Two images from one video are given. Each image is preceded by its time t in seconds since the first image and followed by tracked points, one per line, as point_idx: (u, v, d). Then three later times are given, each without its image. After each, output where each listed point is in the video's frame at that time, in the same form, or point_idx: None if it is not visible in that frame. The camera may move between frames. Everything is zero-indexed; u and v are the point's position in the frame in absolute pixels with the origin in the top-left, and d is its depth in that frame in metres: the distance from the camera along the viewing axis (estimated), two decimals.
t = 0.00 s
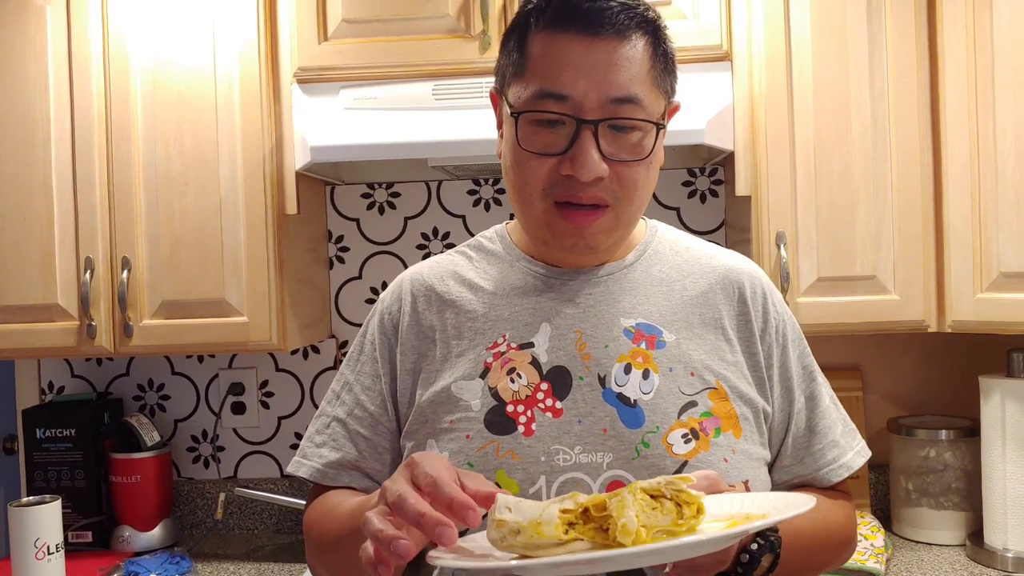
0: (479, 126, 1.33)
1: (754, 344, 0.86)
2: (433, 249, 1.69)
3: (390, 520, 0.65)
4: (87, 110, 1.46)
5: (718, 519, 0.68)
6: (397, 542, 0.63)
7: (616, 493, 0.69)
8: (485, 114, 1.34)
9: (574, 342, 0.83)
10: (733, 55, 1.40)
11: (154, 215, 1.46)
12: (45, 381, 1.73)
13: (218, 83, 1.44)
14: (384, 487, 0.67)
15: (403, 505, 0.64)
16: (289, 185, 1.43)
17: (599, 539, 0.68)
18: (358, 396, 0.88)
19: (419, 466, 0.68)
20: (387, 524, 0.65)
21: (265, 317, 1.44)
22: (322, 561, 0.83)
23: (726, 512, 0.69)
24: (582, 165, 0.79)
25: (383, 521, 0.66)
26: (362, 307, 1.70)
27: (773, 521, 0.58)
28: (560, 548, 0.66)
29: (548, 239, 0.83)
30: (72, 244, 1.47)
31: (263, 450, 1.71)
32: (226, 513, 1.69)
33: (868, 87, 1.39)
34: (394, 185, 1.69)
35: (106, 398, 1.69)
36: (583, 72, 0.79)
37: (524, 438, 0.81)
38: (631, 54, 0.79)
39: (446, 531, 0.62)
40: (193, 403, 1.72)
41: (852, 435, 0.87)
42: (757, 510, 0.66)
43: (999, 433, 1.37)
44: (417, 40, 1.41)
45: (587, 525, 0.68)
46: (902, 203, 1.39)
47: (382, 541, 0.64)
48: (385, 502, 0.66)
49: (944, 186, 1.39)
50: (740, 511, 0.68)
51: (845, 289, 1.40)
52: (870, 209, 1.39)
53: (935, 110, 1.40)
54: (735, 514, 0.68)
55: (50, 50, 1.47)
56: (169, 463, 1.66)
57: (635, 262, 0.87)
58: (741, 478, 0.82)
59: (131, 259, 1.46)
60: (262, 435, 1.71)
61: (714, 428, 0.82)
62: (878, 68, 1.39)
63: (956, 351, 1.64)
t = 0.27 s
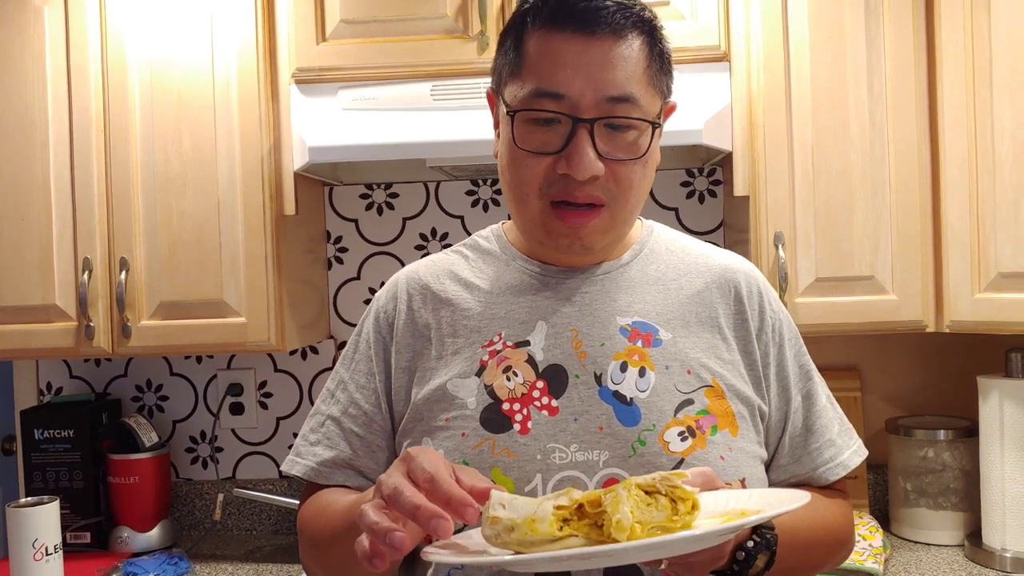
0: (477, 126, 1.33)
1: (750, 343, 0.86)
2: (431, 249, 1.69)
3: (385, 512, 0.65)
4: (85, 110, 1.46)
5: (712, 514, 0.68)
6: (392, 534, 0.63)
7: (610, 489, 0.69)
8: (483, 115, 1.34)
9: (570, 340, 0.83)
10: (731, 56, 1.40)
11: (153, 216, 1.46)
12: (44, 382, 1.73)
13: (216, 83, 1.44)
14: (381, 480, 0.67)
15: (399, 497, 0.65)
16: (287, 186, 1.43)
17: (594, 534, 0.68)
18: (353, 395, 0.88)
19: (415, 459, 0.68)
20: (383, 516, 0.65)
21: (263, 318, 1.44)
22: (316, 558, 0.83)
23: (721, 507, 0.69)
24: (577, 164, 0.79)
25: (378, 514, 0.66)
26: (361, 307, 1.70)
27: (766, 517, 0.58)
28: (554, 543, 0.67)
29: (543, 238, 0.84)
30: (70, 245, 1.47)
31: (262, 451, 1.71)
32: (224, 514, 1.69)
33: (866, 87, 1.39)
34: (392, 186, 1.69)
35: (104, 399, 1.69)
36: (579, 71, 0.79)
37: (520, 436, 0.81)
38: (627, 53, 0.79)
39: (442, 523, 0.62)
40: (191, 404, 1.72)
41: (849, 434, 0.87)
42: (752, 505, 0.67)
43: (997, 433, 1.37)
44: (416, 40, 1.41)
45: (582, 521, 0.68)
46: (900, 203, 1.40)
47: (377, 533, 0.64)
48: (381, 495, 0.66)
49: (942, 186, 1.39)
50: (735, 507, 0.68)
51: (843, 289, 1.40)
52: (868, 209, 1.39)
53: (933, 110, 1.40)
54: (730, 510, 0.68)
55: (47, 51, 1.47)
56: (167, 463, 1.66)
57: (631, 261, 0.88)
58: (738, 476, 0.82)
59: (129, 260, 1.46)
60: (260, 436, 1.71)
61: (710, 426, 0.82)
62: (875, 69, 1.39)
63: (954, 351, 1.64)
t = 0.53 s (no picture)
0: (478, 126, 1.33)
1: (751, 342, 0.86)
2: (432, 249, 1.69)
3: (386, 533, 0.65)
4: (86, 110, 1.46)
5: (718, 524, 0.69)
6: (390, 558, 0.63)
7: (616, 499, 0.70)
8: (484, 114, 1.34)
9: (571, 340, 0.83)
10: (732, 55, 1.39)
11: (154, 215, 1.45)
12: (45, 383, 1.73)
13: (217, 83, 1.44)
14: (384, 497, 0.67)
15: (401, 519, 0.64)
16: (288, 186, 1.43)
17: (599, 545, 0.69)
18: (353, 397, 0.88)
19: (422, 480, 0.67)
20: (383, 538, 0.65)
21: (263, 318, 1.44)
22: (318, 560, 0.83)
23: (726, 515, 0.70)
24: (575, 143, 0.79)
25: (379, 534, 0.65)
26: (361, 308, 1.70)
27: (774, 531, 0.59)
28: (559, 555, 0.67)
29: (543, 225, 0.82)
30: (70, 245, 1.47)
31: (262, 451, 1.71)
32: (225, 515, 1.69)
33: (867, 86, 1.39)
34: (393, 186, 1.69)
35: (105, 400, 1.68)
36: (576, 51, 0.79)
37: (520, 438, 0.81)
38: (623, 34, 0.80)
39: (441, 549, 0.61)
40: (192, 404, 1.72)
41: (850, 434, 0.87)
42: (758, 515, 0.67)
43: (999, 432, 1.36)
44: (416, 40, 1.40)
45: (587, 531, 0.70)
46: (901, 202, 1.39)
47: (376, 555, 0.64)
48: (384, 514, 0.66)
49: (943, 186, 1.39)
50: (740, 516, 0.69)
51: (845, 289, 1.40)
52: (870, 208, 1.39)
53: (934, 110, 1.40)
54: (736, 520, 0.68)
55: (48, 51, 1.46)
56: (168, 464, 1.65)
57: (631, 261, 0.87)
58: (738, 477, 0.82)
59: (130, 260, 1.46)
60: (261, 436, 1.71)
61: (711, 427, 0.82)
62: (877, 67, 1.39)
63: (956, 351, 1.64)
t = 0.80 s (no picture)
0: (480, 125, 1.33)
1: (752, 341, 0.85)
2: (433, 248, 1.69)
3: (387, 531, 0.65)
4: (87, 109, 1.46)
5: (721, 521, 0.69)
6: (391, 556, 0.63)
7: (618, 496, 0.70)
8: (485, 113, 1.34)
9: (572, 340, 0.83)
10: (734, 53, 1.39)
11: (155, 215, 1.45)
12: (46, 382, 1.73)
13: (218, 82, 1.44)
14: (386, 496, 0.67)
15: (402, 517, 0.64)
16: (289, 185, 1.43)
17: (602, 541, 0.68)
18: (354, 396, 0.88)
19: (424, 478, 0.67)
20: (384, 535, 0.65)
21: (265, 317, 1.44)
22: (321, 561, 0.83)
23: (728, 513, 0.70)
24: (578, 139, 0.79)
25: (380, 532, 0.65)
26: (362, 307, 1.70)
27: (777, 528, 0.58)
28: (561, 552, 0.67)
29: (546, 220, 0.82)
30: (71, 244, 1.47)
31: (264, 451, 1.71)
32: (226, 514, 1.69)
33: (870, 85, 1.39)
34: (394, 185, 1.69)
35: (106, 399, 1.68)
36: (578, 47, 0.79)
37: (522, 437, 0.81)
38: (625, 30, 0.80)
39: (442, 547, 0.61)
40: (193, 404, 1.72)
41: (851, 433, 0.87)
42: (760, 511, 0.67)
43: (1001, 432, 1.36)
44: (417, 39, 1.40)
45: (590, 528, 0.69)
46: (904, 201, 1.39)
47: (377, 553, 0.64)
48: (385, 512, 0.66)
49: (946, 185, 1.39)
50: (743, 513, 0.69)
51: (846, 288, 1.40)
52: (872, 207, 1.39)
53: (936, 108, 1.40)
54: (738, 517, 0.68)
55: (49, 50, 1.46)
56: (169, 463, 1.65)
57: (632, 260, 0.87)
58: (740, 476, 0.81)
59: (131, 259, 1.46)
60: (262, 436, 1.71)
61: (712, 426, 0.81)
62: (879, 66, 1.39)
63: (958, 350, 1.64)
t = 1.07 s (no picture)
0: (481, 123, 1.33)
1: (754, 340, 0.85)
2: (434, 247, 1.69)
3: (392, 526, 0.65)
4: (88, 107, 1.46)
5: (721, 518, 0.69)
6: (394, 551, 0.63)
7: (619, 494, 0.70)
8: (486, 111, 1.34)
9: (574, 338, 0.83)
10: (735, 52, 1.39)
11: (155, 213, 1.45)
12: (46, 380, 1.73)
13: (219, 80, 1.44)
14: (392, 492, 0.67)
15: (406, 514, 0.64)
16: (290, 183, 1.43)
17: (603, 539, 0.68)
18: (357, 394, 0.88)
19: (430, 476, 0.67)
20: (388, 530, 0.65)
21: (265, 316, 1.44)
22: (323, 559, 0.83)
23: (728, 511, 0.70)
24: (576, 143, 0.79)
25: (385, 527, 0.65)
26: (363, 306, 1.70)
27: (777, 525, 0.59)
28: (563, 550, 0.67)
29: (544, 222, 0.82)
30: (72, 242, 1.47)
31: (264, 449, 1.71)
32: (226, 513, 1.69)
33: (870, 84, 1.39)
34: (395, 184, 1.69)
35: (106, 397, 1.68)
36: (578, 51, 0.79)
37: (524, 434, 0.81)
38: (626, 34, 0.80)
39: (446, 545, 0.61)
40: (194, 402, 1.72)
41: (852, 431, 0.87)
42: (760, 509, 0.68)
43: (1002, 431, 1.36)
44: (418, 38, 1.40)
45: (591, 526, 0.69)
46: (905, 200, 1.39)
47: (381, 548, 0.64)
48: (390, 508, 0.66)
49: (947, 184, 1.39)
50: (743, 511, 0.69)
51: (847, 286, 1.40)
52: (873, 206, 1.39)
53: (937, 107, 1.40)
54: (738, 514, 0.69)
55: (50, 48, 1.46)
56: (169, 462, 1.65)
57: (634, 258, 0.87)
58: (741, 474, 0.81)
59: (132, 257, 1.46)
60: (263, 434, 1.71)
61: (713, 424, 0.81)
62: (880, 65, 1.39)
63: (958, 349, 1.64)
